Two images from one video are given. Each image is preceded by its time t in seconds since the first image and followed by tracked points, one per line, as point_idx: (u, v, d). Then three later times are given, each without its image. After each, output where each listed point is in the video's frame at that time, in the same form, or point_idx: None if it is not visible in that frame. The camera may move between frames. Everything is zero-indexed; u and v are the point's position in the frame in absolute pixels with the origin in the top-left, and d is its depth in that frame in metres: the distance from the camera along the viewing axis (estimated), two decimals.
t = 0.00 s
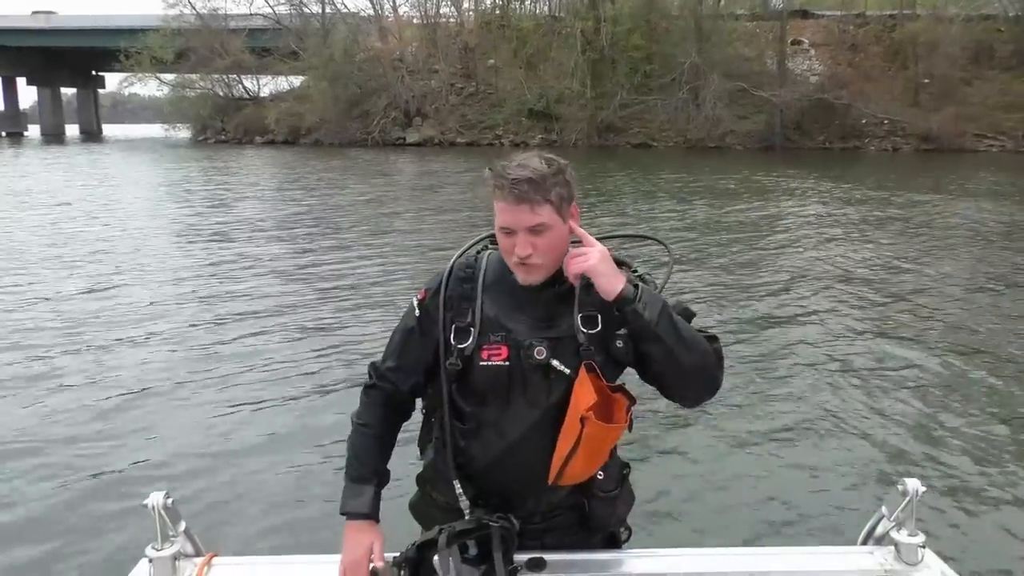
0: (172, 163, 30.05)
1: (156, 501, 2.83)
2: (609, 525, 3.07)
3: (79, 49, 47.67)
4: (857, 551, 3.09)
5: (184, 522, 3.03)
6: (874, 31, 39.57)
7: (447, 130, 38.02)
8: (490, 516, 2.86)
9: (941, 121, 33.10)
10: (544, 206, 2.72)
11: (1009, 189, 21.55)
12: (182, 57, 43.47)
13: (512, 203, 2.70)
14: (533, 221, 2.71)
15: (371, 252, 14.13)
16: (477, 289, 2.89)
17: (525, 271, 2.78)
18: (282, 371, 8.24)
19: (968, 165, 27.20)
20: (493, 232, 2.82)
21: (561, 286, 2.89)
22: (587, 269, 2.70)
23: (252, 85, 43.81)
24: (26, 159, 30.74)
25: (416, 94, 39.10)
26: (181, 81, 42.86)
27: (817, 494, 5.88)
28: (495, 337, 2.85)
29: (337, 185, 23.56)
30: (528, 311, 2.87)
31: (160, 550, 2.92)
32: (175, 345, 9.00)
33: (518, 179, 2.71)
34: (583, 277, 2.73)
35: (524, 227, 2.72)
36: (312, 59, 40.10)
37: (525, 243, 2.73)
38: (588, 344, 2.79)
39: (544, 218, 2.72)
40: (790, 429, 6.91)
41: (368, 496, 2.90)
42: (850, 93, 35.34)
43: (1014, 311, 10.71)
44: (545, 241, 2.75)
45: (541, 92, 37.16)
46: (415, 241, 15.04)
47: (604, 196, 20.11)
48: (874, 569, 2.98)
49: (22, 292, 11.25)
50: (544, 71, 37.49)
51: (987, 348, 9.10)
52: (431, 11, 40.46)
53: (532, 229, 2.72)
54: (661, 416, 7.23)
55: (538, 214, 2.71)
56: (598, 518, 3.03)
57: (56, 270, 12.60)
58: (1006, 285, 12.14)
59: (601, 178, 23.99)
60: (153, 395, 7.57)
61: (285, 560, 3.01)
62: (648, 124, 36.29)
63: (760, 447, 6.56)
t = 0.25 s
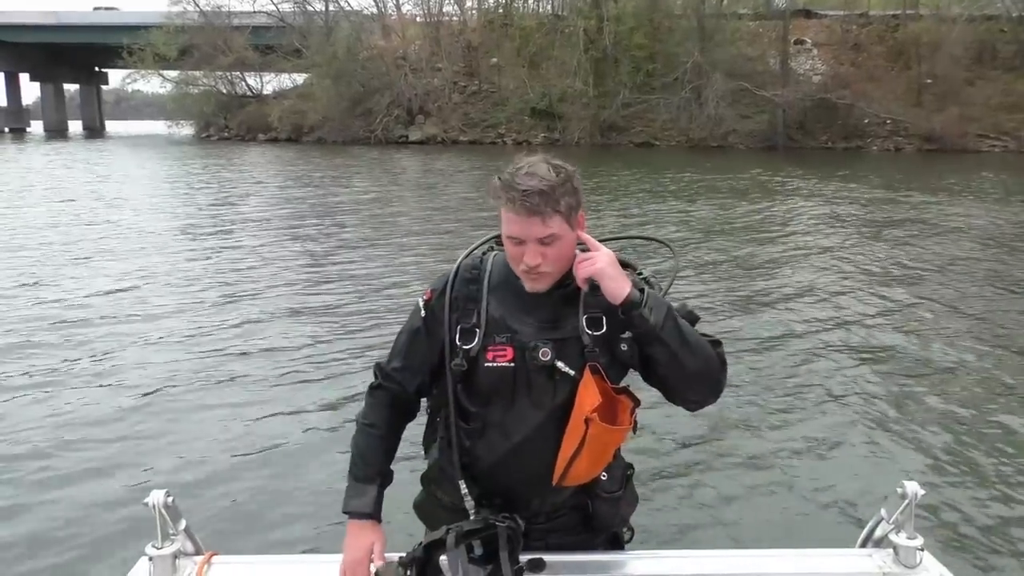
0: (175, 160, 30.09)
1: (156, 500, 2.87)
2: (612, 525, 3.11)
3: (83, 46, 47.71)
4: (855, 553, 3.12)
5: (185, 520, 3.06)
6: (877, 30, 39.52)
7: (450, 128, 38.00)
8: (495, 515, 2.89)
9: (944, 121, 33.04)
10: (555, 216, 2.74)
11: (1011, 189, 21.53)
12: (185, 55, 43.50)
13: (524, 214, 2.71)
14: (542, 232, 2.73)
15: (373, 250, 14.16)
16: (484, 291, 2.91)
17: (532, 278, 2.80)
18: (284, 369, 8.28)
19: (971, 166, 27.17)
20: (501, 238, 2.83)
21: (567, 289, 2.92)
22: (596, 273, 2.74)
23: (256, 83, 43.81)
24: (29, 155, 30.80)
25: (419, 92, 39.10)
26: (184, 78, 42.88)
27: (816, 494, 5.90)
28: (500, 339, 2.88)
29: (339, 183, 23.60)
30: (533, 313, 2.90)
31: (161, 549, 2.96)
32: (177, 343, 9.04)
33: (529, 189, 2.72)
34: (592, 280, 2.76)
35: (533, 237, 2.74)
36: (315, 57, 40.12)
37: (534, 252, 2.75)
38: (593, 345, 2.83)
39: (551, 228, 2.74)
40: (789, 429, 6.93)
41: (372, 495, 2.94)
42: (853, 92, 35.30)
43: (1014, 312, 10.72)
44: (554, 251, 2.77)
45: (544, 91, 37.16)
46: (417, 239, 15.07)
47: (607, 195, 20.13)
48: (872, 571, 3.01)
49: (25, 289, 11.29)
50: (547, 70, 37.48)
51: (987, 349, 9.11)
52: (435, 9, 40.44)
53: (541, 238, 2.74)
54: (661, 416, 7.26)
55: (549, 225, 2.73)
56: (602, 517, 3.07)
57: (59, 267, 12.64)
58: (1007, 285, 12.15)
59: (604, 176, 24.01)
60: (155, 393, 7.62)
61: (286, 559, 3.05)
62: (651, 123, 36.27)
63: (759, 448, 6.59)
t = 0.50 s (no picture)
0: (177, 159, 30.11)
1: (159, 499, 2.87)
2: (616, 523, 3.11)
3: (85, 45, 47.77)
4: (857, 548, 3.12)
5: (187, 519, 3.07)
6: (879, 28, 39.48)
7: (452, 127, 38.02)
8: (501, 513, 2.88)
9: (946, 119, 33.01)
10: (559, 215, 2.73)
11: (1013, 187, 21.51)
12: (187, 53, 43.53)
13: (528, 213, 2.70)
14: (544, 230, 2.72)
15: (374, 248, 14.18)
16: (486, 291, 2.91)
17: (535, 277, 2.80)
18: (286, 368, 8.29)
19: (972, 163, 27.16)
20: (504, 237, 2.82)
21: (569, 286, 2.92)
22: (601, 271, 2.72)
23: (257, 82, 43.79)
24: (31, 155, 30.80)
25: (420, 91, 39.11)
26: (187, 76, 42.89)
27: (818, 493, 5.91)
28: (503, 337, 2.88)
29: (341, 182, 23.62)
30: (536, 312, 2.90)
31: (164, 546, 2.96)
32: (180, 341, 9.05)
33: (533, 187, 2.70)
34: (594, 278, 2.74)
35: (535, 235, 2.73)
36: (316, 55, 40.15)
37: (536, 251, 2.74)
38: (595, 343, 2.83)
39: (554, 227, 2.72)
40: (790, 427, 6.94)
41: (376, 494, 2.94)
42: (855, 90, 35.26)
43: (1016, 310, 10.71)
44: (556, 249, 2.76)
45: (546, 89, 37.19)
46: (419, 237, 15.08)
47: (609, 193, 20.14)
48: (873, 567, 3.02)
49: (28, 288, 11.32)
50: (549, 68, 37.48)
51: (988, 347, 9.11)
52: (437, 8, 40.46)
53: (544, 237, 2.73)
54: (663, 414, 7.27)
55: (553, 224, 2.72)
56: (607, 515, 3.06)
57: (61, 266, 12.66)
58: (1009, 283, 12.14)
59: (606, 175, 24.00)
60: (157, 391, 7.63)
61: (290, 556, 3.05)
62: (652, 121, 36.26)
63: (760, 446, 6.59)
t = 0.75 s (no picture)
0: (179, 159, 30.14)
1: (166, 497, 2.88)
2: (620, 517, 3.12)
3: (86, 46, 47.80)
4: (861, 541, 3.13)
5: (194, 517, 3.08)
6: (879, 25, 39.43)
7: (452, 126, 38.02)
8: (505, 509, 2.89)
9: (947, 116, 32.98)
10: (568, 213, 2.74)
11: (1014, 183, 21.49)
12: (188, 54, 43.56)
13: (538, 209, 2.70)
14: (553, 227, 2.72)
15: (375, 248, 14.19)
16: (487, 287, 2.92)
17: (540, 275, 2.80)
18: (288, 367, 8.29)
19: (973, 160, 27.15)
20: (511, 231, 2.82)
21: (571, 282, 2.93)
22: (609, 255, 2.81)
23: (258, 82, 43.78)
24: (33, 156, 30.85)
25: (421, 90, 39.11)
26: (188, 77, 42.91)
27: (822, 490, 5.92)
28: (505, 334, 2.89)
29: (343, 181, 23.64)
30: (538, 308, 2.90)
31: (171, 544, 2.97)
32: (182, 342, 9.07)
33: (544, 184, 2.71)
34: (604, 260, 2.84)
35: (542, 232, 2.73)
36: (317, 54, 40.16)
37: (543, 248, 2.74)
38: (596, 338, 2.85)
39: (562, 226, 2.73)
40: (793, 425, 6.95)
41: (381, 492, 2.94)
42: (855, 87, 35.24)
43: (1017, 306, 10.71)
44: (564, 247, 2.76)
45: (546, 87, 37.20)
46: (420, 237, 15.09)
47: (610, 191, 20.15)
48: (877, 561, 3.03)
49: (30, 290, 11.33)
50: (549, 67, 37.47)
51: (988, 344, 9.12)
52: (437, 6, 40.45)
53: (553, 234, 2.73)
54: (665, 411, 7.27)
55: (561, 222, 2.72)
56: (611, 510, 3.07)
57: (63, 267, 12.67)
58: (1010, 279, 12.14)
59: (607, 172, 23.99)
60: (160, 392, 7.65)
61: (296, 554, 3.06)
62: (653, 119, 36.23)
63: (762, 443, 6.60)
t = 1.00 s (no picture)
0: (181, 159, 30.20)
1: (171, 495, 2.91)
2: (623, 513, 3.15)
3: (89, 47, 47.89)
4: (864, 538, 3.16)
5: (199, 515, 3.11)
6: (881, 25, 39.40)
7: (454, 126, 38.02)
8: (507, 504, 2.91)
9: (949, 116, 32.95)
10: (577, 219, 2.73)
11: (1016, 183, 21.47)
12: (190, 54, 43.62)
13: (546, 213, 2.70)
14: (561, 232, 2.72)
15: (377, 248, 14.22)
16: (489, 284, 2.94)
17: (544, 275, 2.82)
18: (290, 368, 8.32)
19: (975, 159, 27.13)
20: (517, 231, 2.83)
21: (574, 279, 2.95)
22: (607, 256, 2.84)
23: (260, 82, 43.80)
24: (36, 156, 30.90)
25: (423, 90, 39.14)
26: (190, 78, 42.96)
27: (825, 488, 5.94)
28: (507, 330, 2.92)
29: (345, 181, 23.69)
30: (540, 304, 2.93)
31: (176, 541, 3.00)
32: (184, 342, 9.11)
33: (554, 191, 2.70)
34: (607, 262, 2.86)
35: (549, 235, 2.73)
36: (319, 55, 40.20)
37: (549, 249, 2.75)
38: (598, 335, 2.88)
39: (570, 232, 2.74)
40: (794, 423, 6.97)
41: (385, 489, 2.97)
42: (857, 87, 35.22)
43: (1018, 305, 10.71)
44: (570, 252, 2.77)
45: (548, 88, 37.20)
46: (422, 237, 15.11)
47: (613, 192, 20.17)
48: (881, 557, 3.05)
49: (33, 290, 11.38)
50: (550, 67, 37.47)
51: (989, 343, 9.13)
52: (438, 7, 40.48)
53: (560, 239, 2.74)
54: (667, 410, 7.29)
55: (570, 228, 2.73)
56: (613, 506, 3.10)
57: (67, 268, 12.73)
58: (1011, 278, 12.15)
59: (609, 173, 24.01)
60: (164, 392, 7.68)
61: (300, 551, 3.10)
62: (654, 119, 36.23)
63: (763, 442, 6.62)
